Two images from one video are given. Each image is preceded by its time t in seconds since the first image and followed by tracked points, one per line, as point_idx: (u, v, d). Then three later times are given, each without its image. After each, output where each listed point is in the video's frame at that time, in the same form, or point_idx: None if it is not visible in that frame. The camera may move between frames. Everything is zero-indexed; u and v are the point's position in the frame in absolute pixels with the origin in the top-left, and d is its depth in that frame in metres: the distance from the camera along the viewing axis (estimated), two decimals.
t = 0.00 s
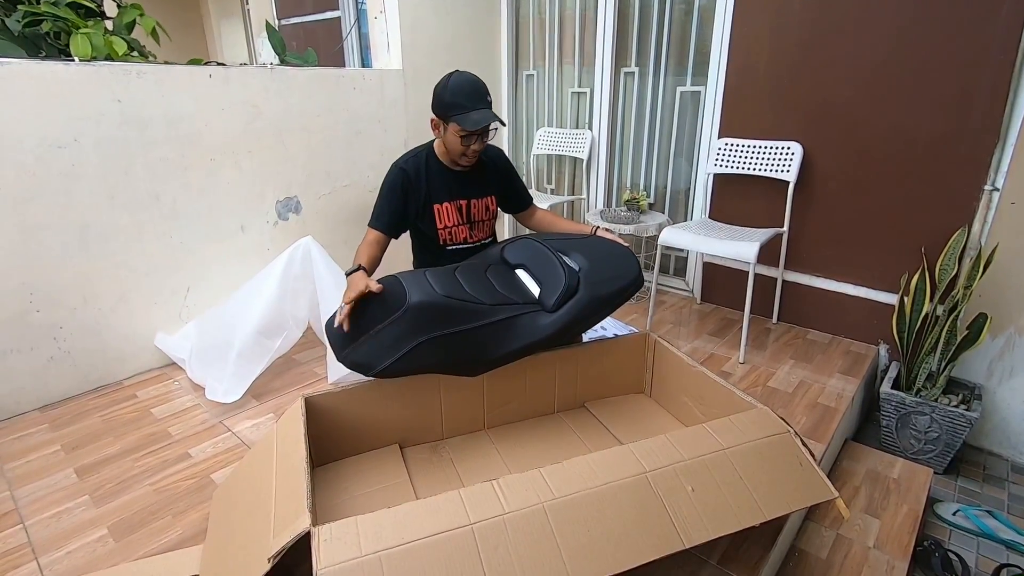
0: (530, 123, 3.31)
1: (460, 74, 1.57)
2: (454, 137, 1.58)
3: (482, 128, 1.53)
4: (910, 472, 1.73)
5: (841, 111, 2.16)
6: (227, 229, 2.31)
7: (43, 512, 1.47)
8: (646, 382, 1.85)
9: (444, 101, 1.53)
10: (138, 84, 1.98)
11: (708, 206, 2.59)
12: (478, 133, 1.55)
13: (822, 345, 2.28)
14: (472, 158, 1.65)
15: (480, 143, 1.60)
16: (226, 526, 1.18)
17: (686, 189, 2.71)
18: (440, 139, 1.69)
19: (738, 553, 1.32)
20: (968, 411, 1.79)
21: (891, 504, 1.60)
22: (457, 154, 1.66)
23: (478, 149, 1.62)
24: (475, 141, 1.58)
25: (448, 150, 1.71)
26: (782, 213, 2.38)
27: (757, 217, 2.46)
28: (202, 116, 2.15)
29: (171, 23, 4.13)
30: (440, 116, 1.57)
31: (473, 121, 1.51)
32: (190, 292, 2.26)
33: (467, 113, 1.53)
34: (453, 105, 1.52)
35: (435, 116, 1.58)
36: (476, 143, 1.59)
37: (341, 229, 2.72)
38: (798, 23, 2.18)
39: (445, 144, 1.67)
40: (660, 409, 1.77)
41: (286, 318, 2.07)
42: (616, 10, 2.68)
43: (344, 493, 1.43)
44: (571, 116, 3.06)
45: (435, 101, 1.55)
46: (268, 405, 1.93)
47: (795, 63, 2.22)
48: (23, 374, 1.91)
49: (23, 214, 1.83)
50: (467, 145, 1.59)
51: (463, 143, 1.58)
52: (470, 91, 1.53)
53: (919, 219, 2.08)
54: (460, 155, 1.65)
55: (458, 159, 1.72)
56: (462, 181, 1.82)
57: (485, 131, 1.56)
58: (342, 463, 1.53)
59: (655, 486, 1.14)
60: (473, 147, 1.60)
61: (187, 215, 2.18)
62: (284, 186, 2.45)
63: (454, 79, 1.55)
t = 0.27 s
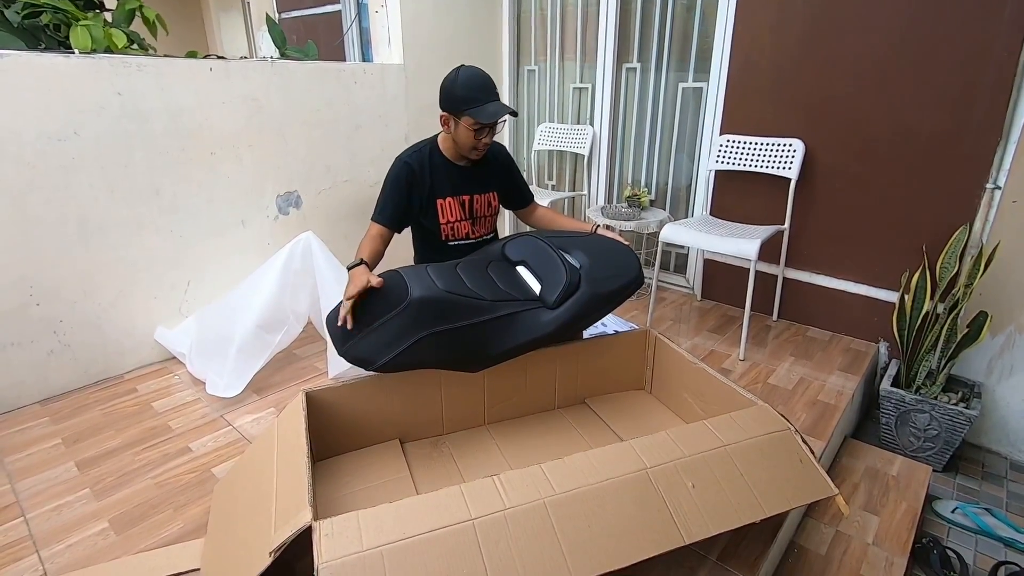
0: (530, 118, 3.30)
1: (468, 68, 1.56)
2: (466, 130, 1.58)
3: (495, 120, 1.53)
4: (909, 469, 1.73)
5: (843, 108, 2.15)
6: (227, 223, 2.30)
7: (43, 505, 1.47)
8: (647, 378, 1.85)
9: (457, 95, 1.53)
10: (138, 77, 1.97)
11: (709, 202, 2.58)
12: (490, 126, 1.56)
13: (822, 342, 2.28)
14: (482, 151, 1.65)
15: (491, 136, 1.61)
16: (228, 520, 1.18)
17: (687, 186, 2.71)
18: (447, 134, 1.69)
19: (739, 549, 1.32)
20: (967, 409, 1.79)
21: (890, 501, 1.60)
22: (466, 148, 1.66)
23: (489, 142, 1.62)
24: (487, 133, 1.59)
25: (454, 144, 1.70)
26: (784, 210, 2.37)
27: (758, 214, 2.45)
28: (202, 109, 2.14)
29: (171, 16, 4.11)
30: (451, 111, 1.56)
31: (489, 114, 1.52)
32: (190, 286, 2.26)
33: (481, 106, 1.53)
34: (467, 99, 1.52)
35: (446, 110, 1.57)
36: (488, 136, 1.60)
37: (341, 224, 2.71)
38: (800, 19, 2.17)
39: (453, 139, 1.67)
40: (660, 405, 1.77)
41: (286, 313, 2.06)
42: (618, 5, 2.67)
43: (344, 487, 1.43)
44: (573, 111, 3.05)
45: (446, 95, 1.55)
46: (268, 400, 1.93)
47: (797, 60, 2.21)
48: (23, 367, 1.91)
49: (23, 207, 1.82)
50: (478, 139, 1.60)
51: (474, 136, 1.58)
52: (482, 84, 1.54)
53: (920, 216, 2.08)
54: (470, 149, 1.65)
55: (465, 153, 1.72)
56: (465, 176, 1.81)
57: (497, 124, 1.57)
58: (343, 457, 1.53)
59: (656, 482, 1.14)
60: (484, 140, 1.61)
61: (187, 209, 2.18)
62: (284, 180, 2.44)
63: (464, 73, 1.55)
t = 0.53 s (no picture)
0: (533, 119, 3.30)
1: (479, 70, 1.57)
2: (476, 132, 1.58)
3: (504, 123, 1.53)
4: (914, 472, 1.72)
5: (848, 109, 2.14)
6: (230, 225, 2.30)
7: (46, 507, 1.46)
8: (650, 381, 1.84)
9: (467, 96, 1.53)
10: (141, 78, 1.97)
11: (712, 203, 2.58)
12: (499, 129, 1.55)
13: (826, 344, 2.27)
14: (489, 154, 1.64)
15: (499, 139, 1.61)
16: (231, 523, 1.18)
17: (690, 187, 2.70)
18: (454, 135, 1.68)
19: (744, 554, 1.31)
20: (972, 412, 1.78)
21: (896, 505, 1.60)
22: (473, 150, 1.65)
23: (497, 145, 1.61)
24: (496, 136, 1.58)
25: (461, 145, 1.69)
26: (787, 212, 2.36)
27: (762, 215, 2.44)
28: (205, 110, 2.14)
29: (174, 17, 4.12)
30: (461, 111, 1.56)
31: (499, 116, 1.51)
32: (193, 287, 2.26)
33: (492, 109, 1.53)
34: (477, 100, 1.52)
35: (456, 111, 1.57)
36: (496, 139, 1.59)
37: (344, 225, 2.71)
38: (804, 20, 2.17)
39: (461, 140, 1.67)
40: (664, 408, 1.77)
41: (288, 315, 2.06)
42: (621, 6, 2.67)
43: (347, 490, 1.42)
44: (575, 112, 3.05)
45: (456, 96, 1.54)
46: (271, 402, 1.93)
47: (801, 61, 2.21)
48: (26, 368, 1.91)
49: (26, 209, 1.82)
50: (486, 141, 1.59)
51: (483, 138, 1.58)
52: (493, 87, 1.54)
53: (925, 218, 2.07)
54: (477, 151, 1.64)
55: (472, 155, 1.71)
56: (469, 178, 1.81)
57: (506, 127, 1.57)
58: (346, 460, 1.53)
59: (661, 486, 1.13)
60: (493, 143, 1.60)
61: (190, 210, 2.17)
62: (287, 181, 2.44)
63: (476, 75, 1.55)
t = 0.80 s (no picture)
0: (537, 119, 3.28)
1: (486, 70, 1.55)
2: (479, 132, 1.56)
3: (506, 123, 1.51)
4: (921, 475, 1.71)
5: (855, 109, 2.13)
6: (233, 224, 2.29)
7: (49, 508, 1.46)
8: (655, 383, 1.83)
9: (471, 94, 1.52)
10: (144, 77, 1.96)
11: (717, 204, 2.56)
12: (502, 128, 1.54)
13: (832, 346, 2.25)
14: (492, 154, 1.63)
15: (503, 139, 1.59)
16: (235, 526, 1.17)
17: (694, 187, 2.69)
18: (459, 133, 1.67)
19: (751, 558, 1.30)
20: (981, 415, 1.77)
21: (903, 508, 1.58)
22: (476, 149, 1.64)
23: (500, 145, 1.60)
24: (499, 136, 1.57)
25: (466, 145, 1.69)
26: (793, 212, 2.35)
27: (767, 216, 2.43)
28: (208, 110, 2.13)
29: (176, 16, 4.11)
30: (464, 109, 1.55)
31: (502, 116, 1.50)
32: (196, 287, 2.25)
33: (495, 108, 1.51)
34: (481, 99, 1.51)
35: (460, 109, 1.56)
36: (500, 139, 1.58)
37: (347, 224, 2.70)
38: (811, 20, 2.15)
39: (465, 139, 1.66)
40: (669, 410, 1.75)
41: (292, 314, 2.05)
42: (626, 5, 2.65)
43: (351, 492, 1.41)
44: (579, 112, 3.03)
45: (461, 95, 1.54)
46: (274, 402, 1.92)
47: (808, 60, 2.19)
48: (29, 368, 1.90)
49: (28, 208, 1.81)
50: (489, 141, 1.58)
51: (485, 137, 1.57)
52: (499, 87, 1.52)
53: (933, 219, 2.05)
54: (480, 150, 1.63)
55: (477, 155, 1.70)
56: (473, 178, 1.80)
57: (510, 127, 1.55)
58: (349, 463, 1.52)
59: (669, 490, 1.12)
60: (496, 143, 1.59)
61: (193, 210, 2.17)
62: (290, 181, 2.43)
63: (482, 74, 1.53)
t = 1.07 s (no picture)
0: (545, 119, 3.26)
1: (496, 68, 1.53)
2: (481, 129, 1.54)
3: (507, 122, 1.48)
4: (939, 483, 1.68)
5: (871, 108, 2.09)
6: (240, 224, 2.28)
7: (54, 510, 1.44)
8: (666, 387, 1.81)
9: (476, 90, 1.50)
10: (151, 75, 1.95)
11: (728, 205, 2.53)
12: (504, 127, 1.51)
13: (846, 349, 2.22)
14: (495, 154, 1.60)
15: (507, 139, 1.56)
16: (243, 531, 1.15)
17: (705, 188, 2.66)
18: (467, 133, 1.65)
19: (768, 568, 1.27)
20: (999, 421, 1.74)
21: (921, 516, 1.55)
22: (480, 148, 1.61)
23: (503, 146, 1.56)
24: (502, 136, 1.53)
25: (472, 144, 1.66)
26: (806, 214, 2.32)
27: (780, 217, 2.40)
28: (215, 108, 2.11)
29: (184, 15, 4.11)
30: (468, 106, 1.54)
31: (504, 113, 1.47)
32: (202, 287, 2.23)
33: (499, 106, 1.48)
34: (485, 96, 1.49)
35: (466, 105, 1.54)
36: (502, 139, 1.54)
37: (354, 224, 2.68)
38: (826, 18, 2.12)
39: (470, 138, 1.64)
40: (681, 414, 1.73)
41: (299, 315, 2.03)
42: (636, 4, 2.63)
43: (359, 497, 1.39)
44: (588, 111, 3.01)
45: (467, 91, 1.52)
46: (280, 404, 1.90)
47: (823, 60, 2.16)
48: (35, 368, 1.89)
49: (34, 207, 1.80)
50: (491, 140, 1.55)
51: (486, 135, 1.54)
52: (506, 86, 1.50)
53: (950, 221, 2.02)
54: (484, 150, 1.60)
55: (482, 155, 1.67)
56: (483, 178, 1.78)
57: (513, 127, 1.51)
58: (357, 466, 1.49)
59: (685, 497, 1.10)
60: (499, 143, 1.55)
61: (200, 209, 2.15)
62: (297, 180, 2.41)
63: (490, 72, 1.51)
